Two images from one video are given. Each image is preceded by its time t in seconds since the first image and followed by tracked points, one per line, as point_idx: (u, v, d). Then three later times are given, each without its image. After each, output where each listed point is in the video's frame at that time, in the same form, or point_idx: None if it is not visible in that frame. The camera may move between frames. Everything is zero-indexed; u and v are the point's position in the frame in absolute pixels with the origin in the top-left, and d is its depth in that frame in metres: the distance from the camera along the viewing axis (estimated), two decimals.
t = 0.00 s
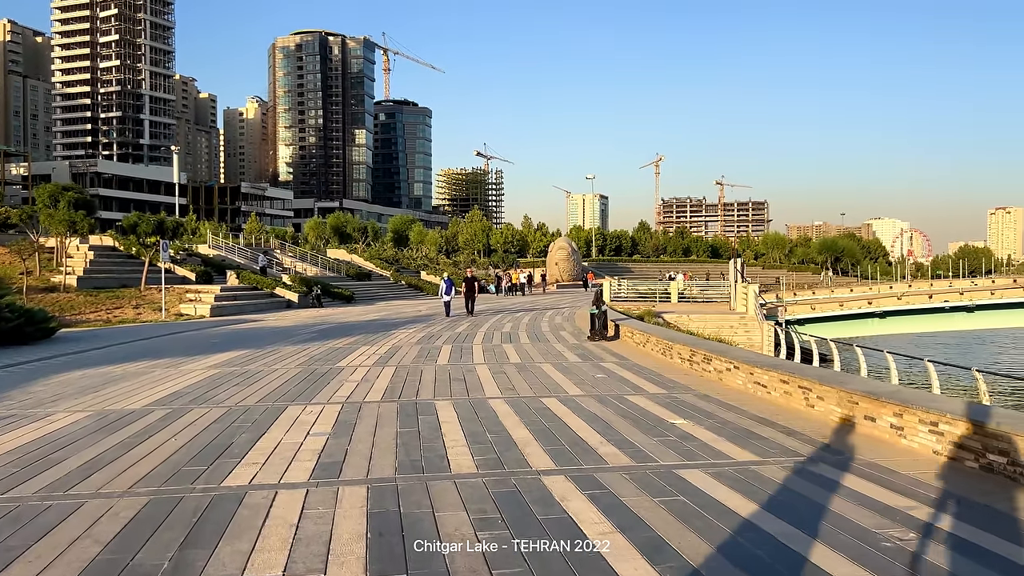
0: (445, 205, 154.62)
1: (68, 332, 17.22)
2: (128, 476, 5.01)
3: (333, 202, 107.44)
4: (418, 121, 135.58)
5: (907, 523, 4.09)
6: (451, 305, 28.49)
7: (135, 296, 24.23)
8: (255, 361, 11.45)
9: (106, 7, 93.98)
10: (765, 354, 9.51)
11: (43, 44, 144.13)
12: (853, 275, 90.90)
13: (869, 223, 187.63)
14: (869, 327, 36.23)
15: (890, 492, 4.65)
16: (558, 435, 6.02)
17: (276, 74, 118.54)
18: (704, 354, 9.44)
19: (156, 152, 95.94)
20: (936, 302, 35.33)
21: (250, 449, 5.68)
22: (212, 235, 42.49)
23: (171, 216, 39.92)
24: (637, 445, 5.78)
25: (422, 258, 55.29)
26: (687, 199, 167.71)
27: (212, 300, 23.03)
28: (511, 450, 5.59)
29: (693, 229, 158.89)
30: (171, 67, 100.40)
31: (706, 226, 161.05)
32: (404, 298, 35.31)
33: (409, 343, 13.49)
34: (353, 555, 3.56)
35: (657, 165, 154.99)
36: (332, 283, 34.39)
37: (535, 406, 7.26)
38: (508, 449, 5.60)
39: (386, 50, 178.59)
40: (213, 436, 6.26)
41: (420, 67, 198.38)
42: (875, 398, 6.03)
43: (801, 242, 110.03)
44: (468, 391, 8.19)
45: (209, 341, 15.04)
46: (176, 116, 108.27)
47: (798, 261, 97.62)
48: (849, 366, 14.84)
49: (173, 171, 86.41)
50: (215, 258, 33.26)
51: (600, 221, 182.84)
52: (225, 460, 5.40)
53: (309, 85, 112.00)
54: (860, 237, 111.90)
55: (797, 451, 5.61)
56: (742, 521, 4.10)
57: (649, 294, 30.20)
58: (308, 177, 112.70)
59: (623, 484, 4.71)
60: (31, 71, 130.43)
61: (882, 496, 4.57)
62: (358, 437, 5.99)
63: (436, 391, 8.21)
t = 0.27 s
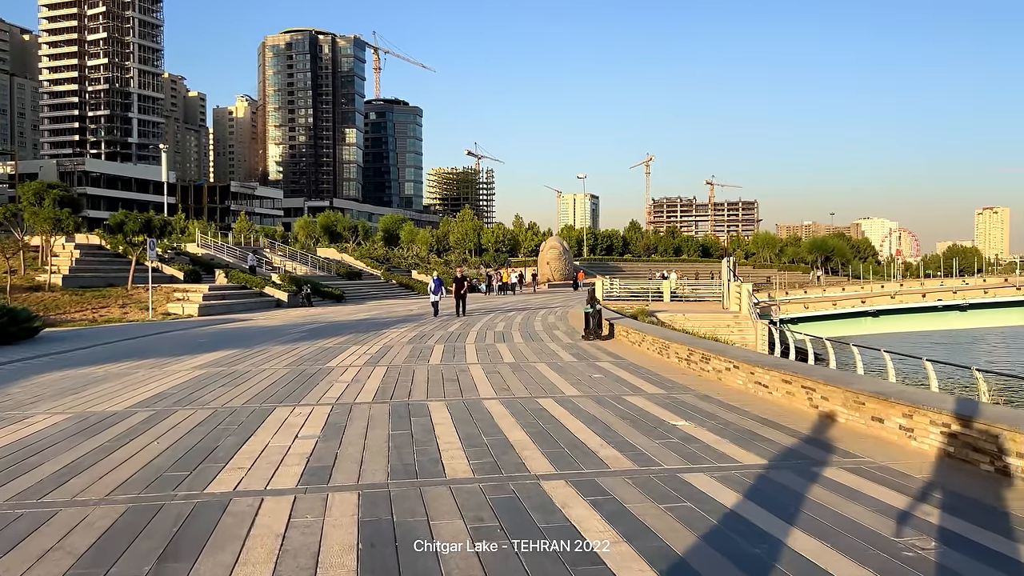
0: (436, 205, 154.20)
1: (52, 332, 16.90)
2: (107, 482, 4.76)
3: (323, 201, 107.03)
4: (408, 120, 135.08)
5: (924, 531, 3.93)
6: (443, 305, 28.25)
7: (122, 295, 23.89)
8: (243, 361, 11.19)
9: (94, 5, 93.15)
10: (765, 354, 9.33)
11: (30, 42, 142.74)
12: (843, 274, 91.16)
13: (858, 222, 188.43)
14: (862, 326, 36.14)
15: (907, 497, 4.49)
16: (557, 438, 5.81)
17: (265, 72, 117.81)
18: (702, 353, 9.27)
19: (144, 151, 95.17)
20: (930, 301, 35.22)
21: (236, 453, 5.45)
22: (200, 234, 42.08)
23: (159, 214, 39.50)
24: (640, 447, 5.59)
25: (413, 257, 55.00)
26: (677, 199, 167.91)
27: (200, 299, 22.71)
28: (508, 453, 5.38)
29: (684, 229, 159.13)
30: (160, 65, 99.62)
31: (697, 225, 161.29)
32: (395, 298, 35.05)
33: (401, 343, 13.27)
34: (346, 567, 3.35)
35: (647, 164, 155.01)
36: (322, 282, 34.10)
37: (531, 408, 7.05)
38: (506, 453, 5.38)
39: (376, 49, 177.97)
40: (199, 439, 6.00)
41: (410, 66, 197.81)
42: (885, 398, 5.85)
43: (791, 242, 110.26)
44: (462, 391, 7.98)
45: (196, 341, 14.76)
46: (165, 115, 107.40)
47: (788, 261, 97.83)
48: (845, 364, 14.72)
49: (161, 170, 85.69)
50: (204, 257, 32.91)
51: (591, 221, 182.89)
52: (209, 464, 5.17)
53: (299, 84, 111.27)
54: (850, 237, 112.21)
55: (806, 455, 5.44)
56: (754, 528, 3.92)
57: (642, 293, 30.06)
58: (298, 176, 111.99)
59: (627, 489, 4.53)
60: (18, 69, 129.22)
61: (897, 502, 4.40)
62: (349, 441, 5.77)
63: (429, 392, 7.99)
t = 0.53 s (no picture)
0: (425, 202, 153.67)
1: (34, 331, 16.55)
2: (82, 495, 4.49)
3: (312, 198, 106.57)
4: (397, 117, 134.45)
5: (947, 547, 3.77)
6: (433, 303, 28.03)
7: (106, 293, 23.49)
8: (229, 362, 10.92)
9: None
10: (761, 354, 9.16)
11: (14, 36, 140.97)
12: (831, 272, 91.40)
13: (846, 220, 189.47)
14: (853, 324, 36.09)
15: (923, 510, 4.33)
16: (556, 445, 5.62)
17: (253, 68, 116.84)
18: (699, 353, 9.09)
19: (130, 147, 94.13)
20: (921, 300, 35.21)
21: (219, 462, 5.21)
22: (187, 230, 41.58)
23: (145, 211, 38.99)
24: (642, 455, 5.40)
25: (402, 254, 54.69)
26: (666, 197, 168.11)
27: (186, 297, 22.33)
28: (505, 461, 5.17)
29: (673, 226, 159.30)
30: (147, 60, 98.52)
31: (686, 223, 161.49)
32: (385, 295, 34.76)
33: (391, 342, 13.04)
34: None
35: (636, 162, 154.95)
36: (311, 280, 33.77)
37: (527, 411, 6.83)
38: (503, 461, 5.16)
39: (365, 46, 176.93)
40: (181, 446, 5.75)
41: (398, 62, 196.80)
42: (894, 402, 5.69)
43: (780, 239, 110.45)
44: (455, 394, 7.76)
45: (181, 340, 14.45)
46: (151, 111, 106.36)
47: (777, 258, 98.01)
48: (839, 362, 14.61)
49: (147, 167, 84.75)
50: (190, 254, 32.49)
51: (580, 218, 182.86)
52: (189, 474, 4.92)
53: (287, 80, 110.42)
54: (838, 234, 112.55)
55: (815, 463, 5.27)
56: (770, 545, 3.74)
57: (633, 291, 29.93)
58: (286, 172, 111.23)
59: (634, 500, 4.33)
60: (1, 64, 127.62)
61: (913, 514, 4.25)
62: (337, 447, 5.53)
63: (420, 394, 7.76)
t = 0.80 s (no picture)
0: (409, 201, 153.07)
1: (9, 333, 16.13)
2: (51, 514, 4.20)
3: (295, 197, 105.85)
4: (381, 116, 133.75)
5: (971, 563, 3.56)
6: (419, 303, 27.76)
7: (85, 293, 23.03)
8: (210, 364, 10.61)
9: None
10: (756, 355, 8.98)
11: None
12: (814, 271, 91.92)
13: (829, 220, 190.60)
14: (841, 324, 36.05)
15: (941, 519, 4.13)
16: (551, 452, 5.40)
17: (236, 66, 115.79)
18: (694, 355, 8.88)
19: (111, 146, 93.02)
20: (908, 299, 35.23)
21: (199, 472, 4.96)
22: (168, 230, 41.05)
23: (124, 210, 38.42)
24: (641, 461, 5.18)
25: (387, 254, 54.31)
26: (649, 197, 168.46)
27: (167, 297, 21.91)
28: (500, 470, 4.94)
29: (657, 226, 159.62)
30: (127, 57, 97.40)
31: (669, 223, 161.90)
32: (369, 295, 34.43)
33: (377, 343, 12.76)
34: None
35: (620, 162, 154.64)
36: (294, 280, 33.40)
37: (519, 415, 6.63)
38: (498, 469, 4.93)
39: (349, 45, 175.76)
40: (159, 455, 5.48)
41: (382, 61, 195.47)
42: (900, 406, 5.52)
43: (763, 238, 110.82)
44: (444, 397, 7.51)
45: (161, 341, 14.10)
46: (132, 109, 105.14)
47: (761, 258, 98.42)
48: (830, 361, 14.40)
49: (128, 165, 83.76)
50: (172, 254, 32.00)
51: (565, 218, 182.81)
52: (167, 486, 4.65)
53: (270, 79, 109.49)
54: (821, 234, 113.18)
55: (820, 470, 5.08)
56: (784, 561, 3.53)
57: (620, 290, 29.81)
58: (269, 171, 110.34)
59: (635, 515, 4.12)
60: None
61: (932, 526, 4.03)
62: (323, 456, 5.28)
63: (407, 398, 7.51)
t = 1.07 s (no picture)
0: (397, 200, 152.53)
1: None
2: (28, 524, 3.95)
3: (283, 195, 105.31)
4: (369, 114, 133.09)
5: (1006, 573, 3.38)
6: (408, 302, 27.48)
7: (68, 292, 22.60)
8: (196, 364, 10.33)
9: None
10: (755, 353, 8.81)
11: None
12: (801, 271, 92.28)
13: (815, 219, 191.48)
14: (831, 323, 35.98)
15: (966, 527, 3.96)
16: (554, 456, 5.20)
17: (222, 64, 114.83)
18: (693, 354, 8.70)
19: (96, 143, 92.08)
20: (899, 298, 35.17)
21: (184, 477, 4.72)
22: (154, 228, 40.54)
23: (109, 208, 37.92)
24: (648, 464, 5.00)
25: (375, 252, 53.94)
26: (638, 196, 168.68)
27: (152, 296, 21.55)
28: (502, 474, 4.73)
29: (645, 225, 159.84)
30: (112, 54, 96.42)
31: (658, 222, 162.18)
32: (358, 294, 34.12)
33: (368, 343, 12.52)
34: None
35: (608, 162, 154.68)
36: (282, 279, 33.04)
37: (518, 416, 6.42)
38: (500, 474, 4.72)
39: (336, 43, 174.81)
40: (143, 458, 5.25)
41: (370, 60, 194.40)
42: (912, 408, 5.35)
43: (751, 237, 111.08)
44: (439, 398, 7.30)
45: (146, 341, 13.77)
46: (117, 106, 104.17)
47: (749, 257, 98.68)
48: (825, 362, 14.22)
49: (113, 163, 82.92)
50: (157, 252, 31.57)
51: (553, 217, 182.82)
52: (150, 494, 4.42)
53: (257, 77, 108.66)
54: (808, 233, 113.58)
55: (833, 473, 4.90)
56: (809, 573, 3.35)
57: (611, 290, 29.67)
58: (256, 170, 109.56)
59: (647, 524, 3.93)
60: None
61: (957, 533, 3.86)
62: (316, 460, 5.06)
63: (400, 399, 7.28)
